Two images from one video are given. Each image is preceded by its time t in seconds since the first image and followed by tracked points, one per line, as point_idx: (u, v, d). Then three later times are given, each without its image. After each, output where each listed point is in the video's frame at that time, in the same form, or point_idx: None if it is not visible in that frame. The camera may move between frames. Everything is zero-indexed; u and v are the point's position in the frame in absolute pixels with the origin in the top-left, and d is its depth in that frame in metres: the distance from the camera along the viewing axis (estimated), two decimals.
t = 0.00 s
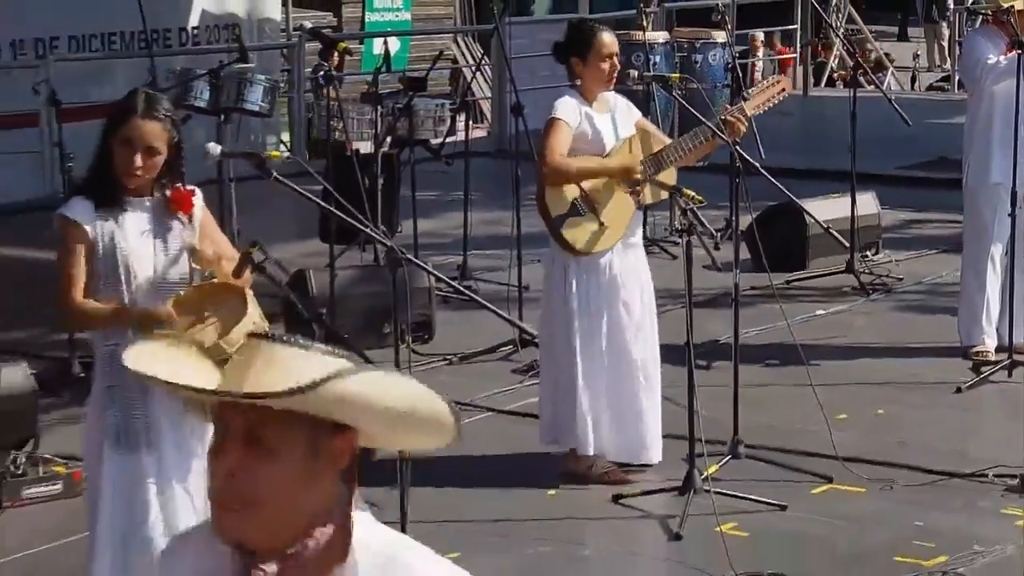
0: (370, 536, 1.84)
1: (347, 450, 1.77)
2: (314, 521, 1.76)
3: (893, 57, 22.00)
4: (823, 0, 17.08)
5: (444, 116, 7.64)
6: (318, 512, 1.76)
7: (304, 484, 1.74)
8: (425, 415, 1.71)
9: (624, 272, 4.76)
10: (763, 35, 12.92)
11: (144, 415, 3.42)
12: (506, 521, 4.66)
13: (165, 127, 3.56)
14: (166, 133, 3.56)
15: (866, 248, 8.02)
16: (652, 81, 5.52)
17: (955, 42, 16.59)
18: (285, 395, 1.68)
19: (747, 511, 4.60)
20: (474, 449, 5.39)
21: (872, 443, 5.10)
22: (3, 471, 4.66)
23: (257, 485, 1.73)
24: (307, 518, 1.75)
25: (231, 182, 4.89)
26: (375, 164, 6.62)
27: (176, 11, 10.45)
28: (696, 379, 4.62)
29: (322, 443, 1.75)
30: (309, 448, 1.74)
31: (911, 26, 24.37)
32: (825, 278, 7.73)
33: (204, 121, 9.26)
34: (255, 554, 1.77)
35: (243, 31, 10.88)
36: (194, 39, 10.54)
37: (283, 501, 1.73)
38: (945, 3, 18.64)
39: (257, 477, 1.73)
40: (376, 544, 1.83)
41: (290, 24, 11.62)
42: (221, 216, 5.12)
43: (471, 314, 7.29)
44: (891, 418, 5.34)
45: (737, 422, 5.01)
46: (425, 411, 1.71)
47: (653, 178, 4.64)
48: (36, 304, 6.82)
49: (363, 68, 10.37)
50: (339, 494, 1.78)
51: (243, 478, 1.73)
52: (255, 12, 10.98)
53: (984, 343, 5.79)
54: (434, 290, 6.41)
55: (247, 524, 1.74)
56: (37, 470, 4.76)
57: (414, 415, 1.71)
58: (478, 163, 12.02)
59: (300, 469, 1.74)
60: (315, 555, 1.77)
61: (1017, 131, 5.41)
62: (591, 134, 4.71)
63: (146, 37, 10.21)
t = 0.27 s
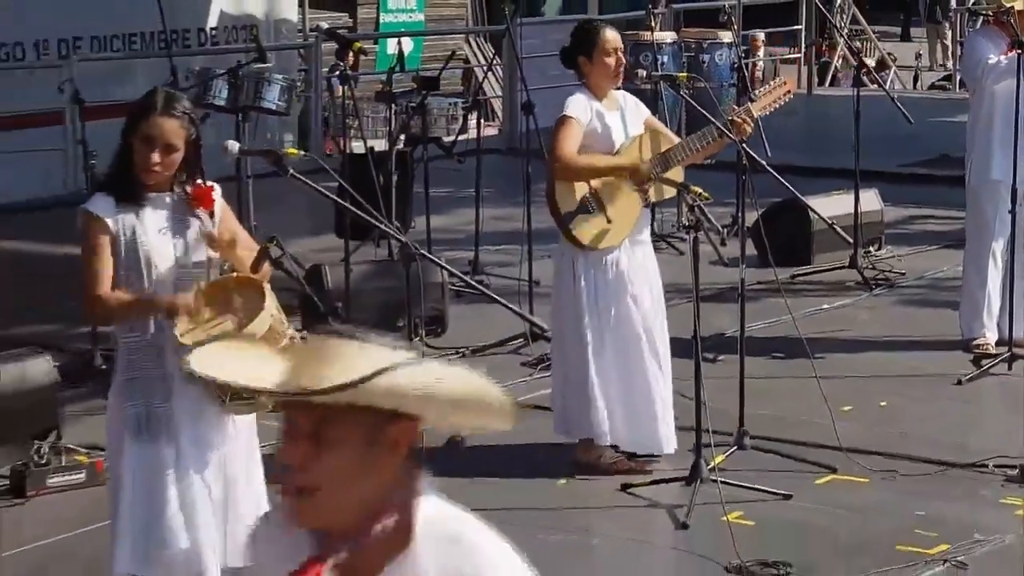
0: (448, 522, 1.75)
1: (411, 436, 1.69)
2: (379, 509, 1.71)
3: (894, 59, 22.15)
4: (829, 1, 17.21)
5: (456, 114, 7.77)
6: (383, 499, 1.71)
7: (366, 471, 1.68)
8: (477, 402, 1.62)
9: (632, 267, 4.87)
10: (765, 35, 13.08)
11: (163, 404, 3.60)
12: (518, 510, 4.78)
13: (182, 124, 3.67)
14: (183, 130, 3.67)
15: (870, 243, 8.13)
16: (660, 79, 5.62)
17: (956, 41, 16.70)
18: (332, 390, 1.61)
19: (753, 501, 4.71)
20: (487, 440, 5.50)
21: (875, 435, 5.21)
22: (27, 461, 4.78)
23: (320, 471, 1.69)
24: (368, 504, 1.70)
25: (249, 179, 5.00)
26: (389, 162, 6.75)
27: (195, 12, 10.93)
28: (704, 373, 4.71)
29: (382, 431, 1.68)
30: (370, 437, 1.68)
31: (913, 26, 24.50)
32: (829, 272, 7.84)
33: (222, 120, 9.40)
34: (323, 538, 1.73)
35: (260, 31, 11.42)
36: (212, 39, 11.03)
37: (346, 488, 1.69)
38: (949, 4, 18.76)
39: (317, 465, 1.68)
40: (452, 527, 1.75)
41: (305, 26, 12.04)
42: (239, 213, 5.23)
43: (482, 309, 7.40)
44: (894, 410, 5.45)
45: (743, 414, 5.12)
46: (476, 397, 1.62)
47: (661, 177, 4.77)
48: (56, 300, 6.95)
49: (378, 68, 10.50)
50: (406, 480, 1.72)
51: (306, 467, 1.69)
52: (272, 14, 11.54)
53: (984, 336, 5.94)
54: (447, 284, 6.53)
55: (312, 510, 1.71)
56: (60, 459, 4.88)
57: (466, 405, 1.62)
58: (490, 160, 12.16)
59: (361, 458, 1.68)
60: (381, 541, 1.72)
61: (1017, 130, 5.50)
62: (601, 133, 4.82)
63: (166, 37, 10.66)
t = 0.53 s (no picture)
0: (544, 451, 1.82)
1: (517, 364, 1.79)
2: (485, 430, 1.80)
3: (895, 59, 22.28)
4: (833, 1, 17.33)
5: (468, 113, 7.90)
6: (488, 419, 1.80)
7: (475, 391, 1.77)
8: (580, 329, 1.74)
9: (638, 262, 5.00)
10: (770, 34, 13.22)
11: (182, 396, 3.72)
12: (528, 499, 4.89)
13: (201, 122, 3.80)
14: (201, 127, 3.80)
15: (873, 239, 8.23)
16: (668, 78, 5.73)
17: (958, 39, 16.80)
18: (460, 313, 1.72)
19: (758, 490, 4.82)
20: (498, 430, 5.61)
21: (877, 426, 5.32)
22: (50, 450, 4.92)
23: (430, 391, 1.78)
24: (472, 423, 1.79)
25: (266, 176, 5.12)
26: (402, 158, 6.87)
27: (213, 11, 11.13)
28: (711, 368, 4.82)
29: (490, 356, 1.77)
30: (479, 360, 1.77)
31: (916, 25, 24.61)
32: (833, 267, 7.94)
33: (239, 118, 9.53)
34: (426, 453, 1.82)
35: (277, 31, 11.65)
36: (230, 39, 11.25)
37: (452, 409, 1.78)
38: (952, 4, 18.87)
39: (429, 383, 1.77)
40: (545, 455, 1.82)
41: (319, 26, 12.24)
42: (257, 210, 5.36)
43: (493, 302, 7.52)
44: (896, 402, 5.56)
45: (748, 405, 5.23)
46: (580, 325, 1.73)
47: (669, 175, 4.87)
48: (77, 295, 7.09)
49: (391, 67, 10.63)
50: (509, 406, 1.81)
51: (420, 386, 1.78)
52: (289, 14, 11.75)
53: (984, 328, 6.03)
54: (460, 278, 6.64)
55: (419, 426, 1.80)
56: (82, 449, 5.01)
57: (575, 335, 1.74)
58: (501, 158, 12.28)
59: (474, 377, 1.77)
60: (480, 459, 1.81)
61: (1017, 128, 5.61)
62: (611, 129, 4.92)
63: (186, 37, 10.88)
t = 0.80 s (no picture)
0: (623, 463, 1.90)
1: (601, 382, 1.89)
2: (570, 443, 1.91)
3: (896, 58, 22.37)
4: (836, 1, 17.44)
5: (478, 111, 8.01)
6: (574, 435, 1.91)
7: (560, 409, 1.88)
8: (657, 360, 1.77)
9: (645, 258, 5.10)
10: (776, 34, 13.32)
11: (200, 388, 3.84)
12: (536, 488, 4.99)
13: (217, 119, 3.89)
14: (218, 124, 3.90)
15: (875, 235, 8.32)
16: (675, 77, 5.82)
17: (961, 38, 16.89)
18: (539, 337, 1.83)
19: (762, 481, 4.92)
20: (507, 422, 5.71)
21: (879, 418, 5.41)
22: (69, 442, 5.06)
23: (518, 408, 1.90)
24: (558, 435, 1.90)
25: (280, 172, 5.22)
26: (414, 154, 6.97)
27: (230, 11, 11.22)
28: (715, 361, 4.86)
29: (572, 375, 1.88)
30: (563, 379, 1.88)
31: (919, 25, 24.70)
32: (836, 262, 8.04)
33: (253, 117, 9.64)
34: (518, 465, 1.94)
35: (291, 31, 11.76)
36: (244, 39, 11.36)
37: (539, 424, 1.89)
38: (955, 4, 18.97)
39: (516, 401, 1.89)
40: (624, 467, 1.89)
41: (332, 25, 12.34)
42: (271, 206, 5.47)
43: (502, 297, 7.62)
44: (898, 395, 5.65)
45: (752, 398, 5.33)
46: (657, 355, 1.76)
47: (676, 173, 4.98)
48: (94, 290, 7.22)
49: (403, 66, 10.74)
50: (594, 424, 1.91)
51: (509, 404, 1.90)
52: (302, 14, 11.86)
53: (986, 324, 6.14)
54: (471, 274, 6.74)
55: (510, 440, 1.92)
56: (99, 439, 5.19)
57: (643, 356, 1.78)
58: (510, 155, 12.39)
59: (560, 397, 1.88)
60: (564, 472, 1.90)
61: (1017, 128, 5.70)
62: (618, 128, 5.03)
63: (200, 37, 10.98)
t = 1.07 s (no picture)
0: (694, 439, 2.07)
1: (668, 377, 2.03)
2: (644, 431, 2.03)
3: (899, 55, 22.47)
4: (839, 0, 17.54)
5: (488, 107, 8.13)
6: (646, 424, 2.03)
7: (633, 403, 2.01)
8: (722, 354, 1.99)
9: (651, 254, 5.17)
10: (782, 31, 13.44)
11: (217, 377, 3.99)
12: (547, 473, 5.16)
13: (236, 117, 4.03)
14: (236, 122, 4.03)
15: (878, 229, 8.43)
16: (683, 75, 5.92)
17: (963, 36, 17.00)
18: (615, 342, 1.97)
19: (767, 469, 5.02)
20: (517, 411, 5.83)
21: (882, 409, 5.51)
22: (90, 430, 5.20)
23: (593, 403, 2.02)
24: (631, 426, 2.02)
25: (295, 168, 5.34)
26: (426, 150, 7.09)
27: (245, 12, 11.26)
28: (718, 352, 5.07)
29: (643, 371, 2.00)
30: (634, 376, 2.00)
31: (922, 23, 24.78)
32: (839, 256, 8.14)
33: (268, 114, 9.77)
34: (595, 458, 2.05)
35: (306, 30, 11.87)
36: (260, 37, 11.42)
37: (613, 419, 2.02)
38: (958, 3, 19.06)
39: (592, 399, 2.01)
40: (698, 441, 2.07)
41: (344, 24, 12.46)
42: (286, 201, 5.60)
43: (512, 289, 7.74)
44: (899, 386, 5.76)
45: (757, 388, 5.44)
46: (721, 351, 1.99)
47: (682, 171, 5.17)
48: (112, 284, 7.35)
49: (414, 64, 10.86)
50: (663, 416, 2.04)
51: (585, 399, 2.02)
52: (316, 13, 11.96)
53: (986, 316, 6.24)
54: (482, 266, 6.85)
55: (586, 435, 2.04)
56: (120, 428, 5.33)
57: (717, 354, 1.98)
58: (519, 151, 12.50)
59: (631, 391, 2.00)
60: (641, 460, 2.04)
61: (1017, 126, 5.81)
62: (627, 125, 5.15)
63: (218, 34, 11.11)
